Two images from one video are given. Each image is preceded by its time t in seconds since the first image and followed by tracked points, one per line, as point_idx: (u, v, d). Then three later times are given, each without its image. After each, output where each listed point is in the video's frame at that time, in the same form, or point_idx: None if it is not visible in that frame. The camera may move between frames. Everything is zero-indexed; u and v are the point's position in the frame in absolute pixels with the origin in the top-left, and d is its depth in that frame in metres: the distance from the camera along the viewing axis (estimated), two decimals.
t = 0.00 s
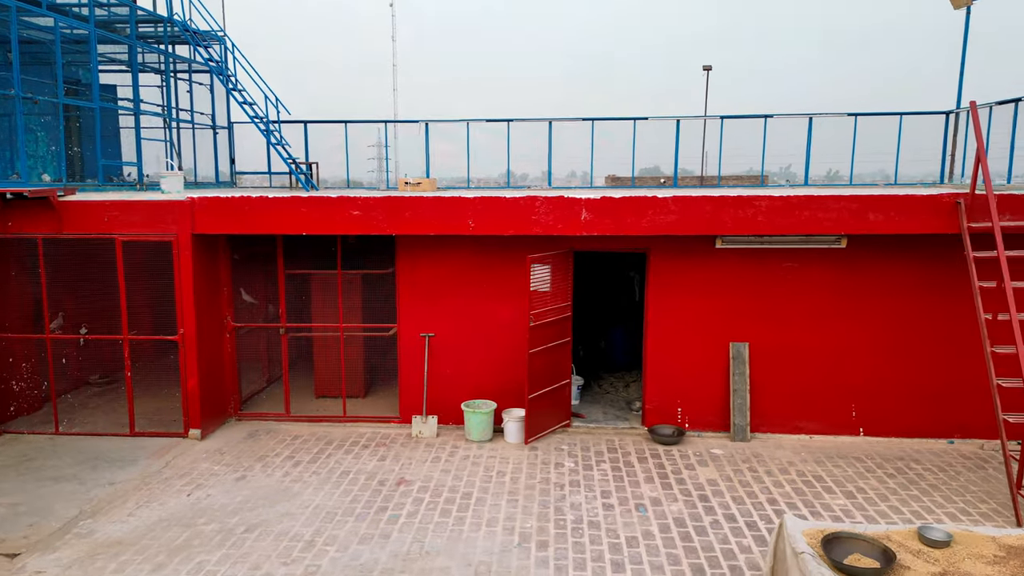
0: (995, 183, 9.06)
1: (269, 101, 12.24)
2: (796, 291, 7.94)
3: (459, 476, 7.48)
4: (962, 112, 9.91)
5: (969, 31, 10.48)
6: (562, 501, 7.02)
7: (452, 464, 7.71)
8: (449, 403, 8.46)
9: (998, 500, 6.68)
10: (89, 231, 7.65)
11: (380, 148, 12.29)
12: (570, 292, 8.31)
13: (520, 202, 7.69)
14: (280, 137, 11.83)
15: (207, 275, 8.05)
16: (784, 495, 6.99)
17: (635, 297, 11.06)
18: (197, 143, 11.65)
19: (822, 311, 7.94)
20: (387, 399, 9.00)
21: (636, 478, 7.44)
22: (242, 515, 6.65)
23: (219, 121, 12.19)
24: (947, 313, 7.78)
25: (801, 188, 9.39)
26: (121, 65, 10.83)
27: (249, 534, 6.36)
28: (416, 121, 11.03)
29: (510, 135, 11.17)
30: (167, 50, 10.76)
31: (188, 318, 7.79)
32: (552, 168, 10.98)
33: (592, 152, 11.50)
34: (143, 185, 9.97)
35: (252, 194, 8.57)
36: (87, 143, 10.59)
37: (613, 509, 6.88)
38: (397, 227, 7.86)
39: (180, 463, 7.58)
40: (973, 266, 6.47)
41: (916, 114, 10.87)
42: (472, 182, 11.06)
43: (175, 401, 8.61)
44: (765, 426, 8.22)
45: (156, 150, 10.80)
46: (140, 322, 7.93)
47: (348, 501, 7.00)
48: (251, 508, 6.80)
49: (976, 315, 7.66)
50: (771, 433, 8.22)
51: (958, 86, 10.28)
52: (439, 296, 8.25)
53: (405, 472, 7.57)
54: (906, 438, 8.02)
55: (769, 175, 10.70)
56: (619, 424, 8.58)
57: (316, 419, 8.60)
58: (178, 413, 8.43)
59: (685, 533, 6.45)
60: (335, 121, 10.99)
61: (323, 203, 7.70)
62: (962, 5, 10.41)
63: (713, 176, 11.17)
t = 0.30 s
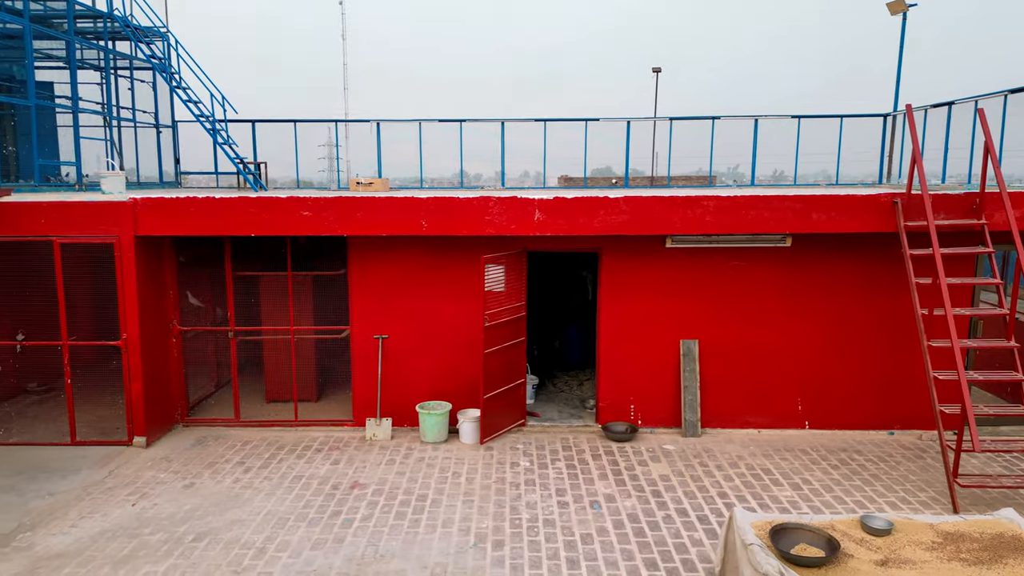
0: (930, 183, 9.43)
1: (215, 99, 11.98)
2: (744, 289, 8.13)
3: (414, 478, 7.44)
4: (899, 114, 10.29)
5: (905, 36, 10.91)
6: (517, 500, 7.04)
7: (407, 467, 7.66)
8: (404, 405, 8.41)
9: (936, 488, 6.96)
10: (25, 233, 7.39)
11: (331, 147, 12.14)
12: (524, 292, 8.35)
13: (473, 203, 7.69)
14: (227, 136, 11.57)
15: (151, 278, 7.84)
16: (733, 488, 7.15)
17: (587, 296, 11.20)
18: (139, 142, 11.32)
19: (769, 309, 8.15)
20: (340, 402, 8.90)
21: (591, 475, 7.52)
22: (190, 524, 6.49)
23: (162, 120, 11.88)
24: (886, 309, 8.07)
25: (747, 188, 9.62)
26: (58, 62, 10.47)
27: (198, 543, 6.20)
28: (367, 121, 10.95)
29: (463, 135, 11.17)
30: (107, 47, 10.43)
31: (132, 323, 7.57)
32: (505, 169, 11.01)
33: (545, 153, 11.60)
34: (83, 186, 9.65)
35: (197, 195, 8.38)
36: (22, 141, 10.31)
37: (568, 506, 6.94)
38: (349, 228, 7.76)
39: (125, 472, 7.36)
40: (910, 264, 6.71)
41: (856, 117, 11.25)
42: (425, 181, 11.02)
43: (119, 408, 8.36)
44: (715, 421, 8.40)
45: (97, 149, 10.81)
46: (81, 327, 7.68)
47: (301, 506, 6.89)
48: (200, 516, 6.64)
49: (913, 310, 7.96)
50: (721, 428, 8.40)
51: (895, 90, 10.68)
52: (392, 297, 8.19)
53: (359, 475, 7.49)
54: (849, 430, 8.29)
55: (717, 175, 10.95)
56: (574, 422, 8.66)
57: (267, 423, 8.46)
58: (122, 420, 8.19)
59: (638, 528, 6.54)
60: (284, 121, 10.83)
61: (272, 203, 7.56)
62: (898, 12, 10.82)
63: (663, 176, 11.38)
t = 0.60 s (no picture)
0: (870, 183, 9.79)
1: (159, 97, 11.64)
2: (694, 288, 8.29)
3: (369, 482, 7.37)
4: (840, 117, 10.64)
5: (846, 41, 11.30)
6: (473, 501, 7.04)
7: (361, 470, 7.58)
8: (357, 408, 8.33)
9: (877, 478, 7.21)
10: None
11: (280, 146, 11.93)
12: (479, 292, 8.35)
13: (426, 203, 7.65)
14: (171, 135, 11.26)
15: (92, 282, 7.59)
16: (685, 483, 7.28)
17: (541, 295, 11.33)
18: (78, 141, 10.92)
19: (718, 306, 8.32)
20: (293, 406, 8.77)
21: (546, 474, 7.56)
22: (137, 534, 6.29)
23: (102, 118, 11.49)
24: (830, 306, 8.33)
25: (697, 188, 9.82)
26: None
27: (145, 553, 6.02)
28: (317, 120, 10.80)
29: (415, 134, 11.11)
30: (43, 42, 10.04)
31: (72, 328, 7.32)
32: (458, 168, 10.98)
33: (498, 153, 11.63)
34: (19, 187, 9.28)
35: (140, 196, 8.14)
36: None
37: (523, 506, 6.96)
38: (299, 229, 7.64)
39: (66, 483, 7.10)
40: (852, 262, 6.93)
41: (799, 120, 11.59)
42: (377, 181, 10.92)
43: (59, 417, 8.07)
44: (668, 417, 8.54)
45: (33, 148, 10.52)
46: (17, 333, 7.38)
47: (252, 513, 6.75)
48: (147, 526, 6.45)
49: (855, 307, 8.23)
50: (673, 424, 8.54)
51: (837, 93, 11.04)
52: (345, 299, 8.10)
53: (312, 480, 7.38)
54: (796, 423, 8.53)
55: (667, 176, 11.16)
56: (529, 422, 8.69)
57: (216, 429, 8.28)
58: (62, 429, 7.91)
59: (594, 525, 6.61)
60: (231, 120, 10.60)
61: (219, 204, 7.39)
62: (839, 17, 11.19)
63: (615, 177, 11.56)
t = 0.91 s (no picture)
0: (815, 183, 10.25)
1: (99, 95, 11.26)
2: (646, 287, 8.40)
3: (322, 486, 7.26)
4: (785, 120, 10.97)
5: (789, 45, 11.70)
6: (429, 503, 7.00)
7: (314, 475, 7.47)
8: (310, 412, 8.21)
9: (823, 470, 7.42)
10: None
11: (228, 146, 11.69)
12: (433, 293, 8.31)
13: (378, 204, 7.57)
14: (112, 134, 10.90)
15: (28, 286, 7.28)
16: (639, 480, 7.38)
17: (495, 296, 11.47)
18: (13, 140, 10.47)
19: (670, 305, 8.45)
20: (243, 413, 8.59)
21: (502, 474, 7.57)
22: (79, 547, 6.06)
23: (38, 116, 11.04)
24: (777, 303, 8.54)
25: (648, 188, 10.00)
26: None
27: (88, 567, 5.80)
28: (266, 120, 10.65)
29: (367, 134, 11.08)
30: None
31: (6, 335, 7.01)
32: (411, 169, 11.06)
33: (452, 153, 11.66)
34: None
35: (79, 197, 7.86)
36: None
37: (479, 506, 6.95)
38: (248, 231, 7.47)
39: (3, 495, 6.80)
40: (797, 260, 7.11)
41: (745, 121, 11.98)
42: (328, 181, 10.78)
43: None
44: (621, 415, 8.63)
45: None
46: None
47: (202, 521, 6.57)
48: (89, 538, 6.21)
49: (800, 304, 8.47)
50: (627, 421, 8.64)
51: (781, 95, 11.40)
52: (296, 302, 7.97)
53: (264, 486, 7.23)
54: (745, 418, 8.72)
55: (619, 176, 11.34)
56: (484, 422, 8.69)
57: (162, 437, 8.06)
58: None
59: (549, 524, 6.64)
60: (176, 119, 10.33)
61: (163, 206, 7.18)
62: (782, 22, 11.54)
63: (568, 178, 11.80)
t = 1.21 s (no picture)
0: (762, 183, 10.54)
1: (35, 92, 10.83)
2: (600, 287, 8.47)
3: (274, 493, 7.12)
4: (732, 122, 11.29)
5: (735, 49, 12.09)
6: (384, 507, 6.93)
7: (266, 481, 7.32)
8: (261, 417, 8.06)
9: (771, 464, 7.60)
10: None
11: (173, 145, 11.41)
12: (386, 295, 8.24)
13: (329, 204, 7.47)
14: (49, 133, 10.51)
15: None
16: (594, 477, 7.44)
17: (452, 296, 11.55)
18: None
19: (623, 304, 8.54)
20: (190, 419, 8.40)
21: (457, 475, 7.55)
22: (17, 562, 5.82)
23: None
24: (727, 301, 8.72)
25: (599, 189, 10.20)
26: None
27: None
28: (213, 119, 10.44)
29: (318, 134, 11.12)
30: None
31: None
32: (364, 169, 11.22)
33: (405, 153, 11.72)
34: None
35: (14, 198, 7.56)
36: None
37: (435, 508, 6.92)
38: (194, 233, 7.28)
39: None
40: (745, 259, 7.25)
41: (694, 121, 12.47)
42: (277, 182, 10.72)
43: None
44: (576, 413, 8.70)
45: None
46: None
47: (149, 531, 6.37)
48: (28, 552, 5.97)
49: (748, 302, 8.66)
50: (582, 420, 8.71)
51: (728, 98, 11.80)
52: (245, 305, 7.82)
53: (213, 494, 7.06)
54: (697, 415, 8.88)
55: (571, 176, 11.51)
56: (440, 424, 8.65)
57: (106, 446, 7.80)
58: None
59: (505, 524, 6.65)
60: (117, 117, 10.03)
61: (104, 207, 6.95)
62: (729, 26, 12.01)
63: (521, 178, 11.86)
